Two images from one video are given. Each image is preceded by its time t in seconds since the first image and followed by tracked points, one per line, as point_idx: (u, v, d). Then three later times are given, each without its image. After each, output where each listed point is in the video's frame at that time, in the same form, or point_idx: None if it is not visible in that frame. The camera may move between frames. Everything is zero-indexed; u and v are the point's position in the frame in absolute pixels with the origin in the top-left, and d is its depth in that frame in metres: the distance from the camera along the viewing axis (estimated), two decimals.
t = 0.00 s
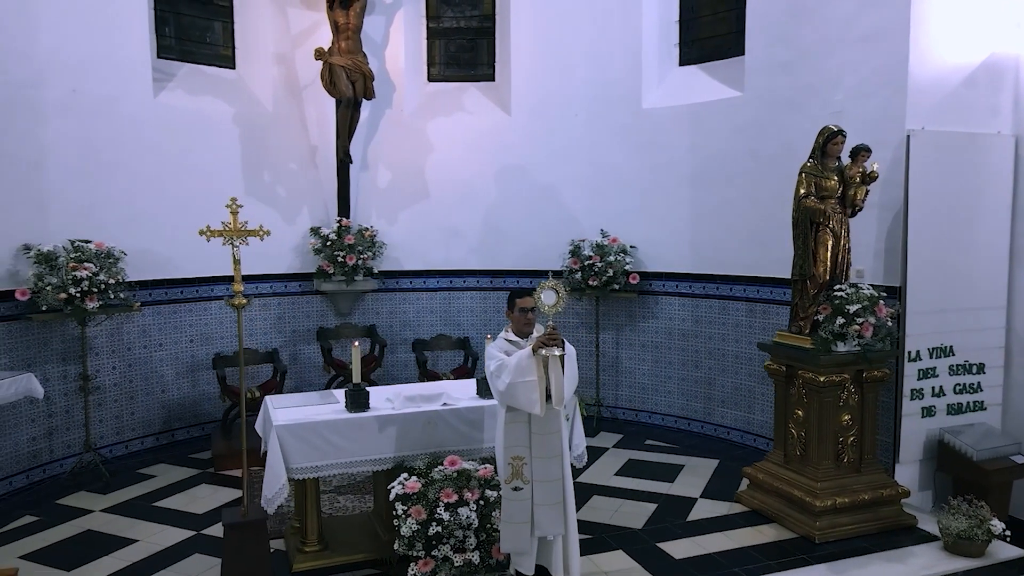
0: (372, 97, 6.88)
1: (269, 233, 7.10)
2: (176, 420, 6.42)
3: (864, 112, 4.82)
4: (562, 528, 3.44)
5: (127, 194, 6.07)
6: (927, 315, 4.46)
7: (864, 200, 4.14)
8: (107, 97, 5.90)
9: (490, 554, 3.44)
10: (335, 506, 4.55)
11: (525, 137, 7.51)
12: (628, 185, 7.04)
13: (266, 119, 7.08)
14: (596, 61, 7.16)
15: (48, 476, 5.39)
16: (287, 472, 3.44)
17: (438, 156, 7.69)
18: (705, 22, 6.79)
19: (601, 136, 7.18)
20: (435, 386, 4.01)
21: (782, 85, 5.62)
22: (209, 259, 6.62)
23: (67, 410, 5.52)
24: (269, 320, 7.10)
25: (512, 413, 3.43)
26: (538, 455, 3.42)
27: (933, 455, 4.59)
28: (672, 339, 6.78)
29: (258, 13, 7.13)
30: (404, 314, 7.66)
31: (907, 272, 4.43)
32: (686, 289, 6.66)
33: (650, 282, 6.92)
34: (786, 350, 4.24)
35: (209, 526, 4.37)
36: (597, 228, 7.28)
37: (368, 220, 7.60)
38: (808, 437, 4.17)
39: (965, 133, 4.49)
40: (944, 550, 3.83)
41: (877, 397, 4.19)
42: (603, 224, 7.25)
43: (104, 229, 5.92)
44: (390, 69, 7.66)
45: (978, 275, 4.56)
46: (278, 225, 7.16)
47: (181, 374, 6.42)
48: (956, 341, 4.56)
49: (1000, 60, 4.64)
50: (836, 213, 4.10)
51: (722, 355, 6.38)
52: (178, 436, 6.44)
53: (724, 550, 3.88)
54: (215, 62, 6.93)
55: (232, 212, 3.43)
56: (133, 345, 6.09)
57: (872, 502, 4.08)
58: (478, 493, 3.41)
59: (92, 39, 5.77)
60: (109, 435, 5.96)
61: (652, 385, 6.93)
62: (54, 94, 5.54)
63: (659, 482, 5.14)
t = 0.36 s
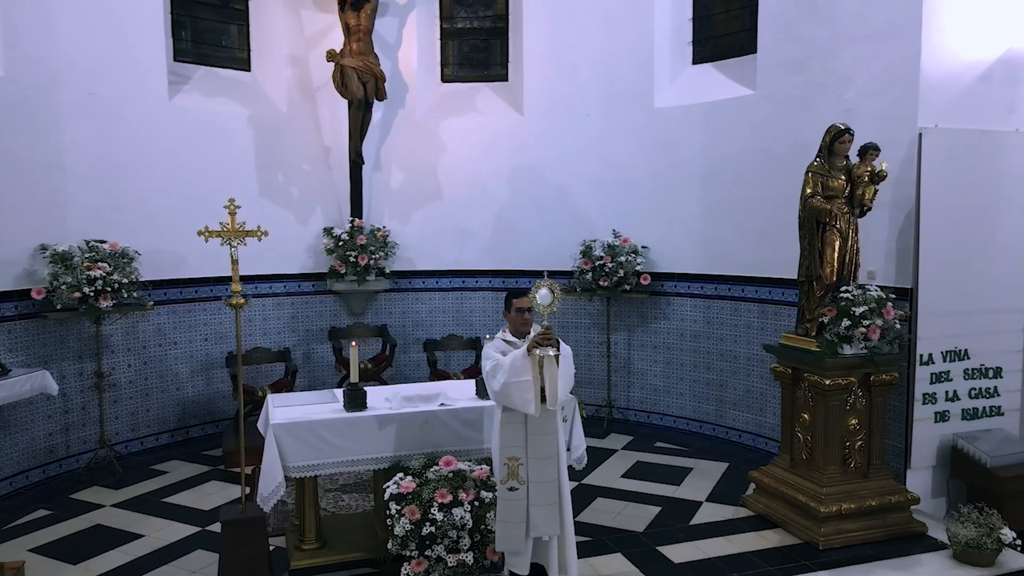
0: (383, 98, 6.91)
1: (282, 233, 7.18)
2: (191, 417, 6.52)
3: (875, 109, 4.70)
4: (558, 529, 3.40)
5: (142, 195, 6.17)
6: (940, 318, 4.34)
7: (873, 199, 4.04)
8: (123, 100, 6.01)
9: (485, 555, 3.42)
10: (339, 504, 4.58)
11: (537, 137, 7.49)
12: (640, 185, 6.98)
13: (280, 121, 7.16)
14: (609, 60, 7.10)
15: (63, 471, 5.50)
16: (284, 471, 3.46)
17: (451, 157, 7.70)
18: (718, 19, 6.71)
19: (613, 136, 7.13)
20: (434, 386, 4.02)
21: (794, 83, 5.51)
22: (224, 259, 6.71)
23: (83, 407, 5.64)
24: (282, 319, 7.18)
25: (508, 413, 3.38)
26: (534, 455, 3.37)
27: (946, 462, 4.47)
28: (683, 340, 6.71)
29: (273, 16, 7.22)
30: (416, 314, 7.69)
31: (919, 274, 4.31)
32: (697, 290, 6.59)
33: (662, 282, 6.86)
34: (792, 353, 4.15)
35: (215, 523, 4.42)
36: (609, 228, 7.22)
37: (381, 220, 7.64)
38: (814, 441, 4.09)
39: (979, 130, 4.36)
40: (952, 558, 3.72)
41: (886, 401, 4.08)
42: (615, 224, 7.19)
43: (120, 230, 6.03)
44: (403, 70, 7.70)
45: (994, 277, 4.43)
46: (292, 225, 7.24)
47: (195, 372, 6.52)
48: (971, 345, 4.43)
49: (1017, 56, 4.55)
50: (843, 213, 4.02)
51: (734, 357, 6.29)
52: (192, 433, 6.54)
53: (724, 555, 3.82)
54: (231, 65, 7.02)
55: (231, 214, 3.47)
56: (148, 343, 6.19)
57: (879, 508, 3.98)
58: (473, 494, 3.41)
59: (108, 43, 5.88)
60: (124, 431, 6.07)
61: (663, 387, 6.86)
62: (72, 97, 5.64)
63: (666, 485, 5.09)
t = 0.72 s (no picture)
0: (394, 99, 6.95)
1: (295, 233, 7.25)
2: (204, 415, 6.61)
3: (885, 107, 4.59)
4: (557, 529, 3.29)
5: (156, 196, 6.27)
6: (953, 321, 4.23)
7: (882, 200, 3.95)
8: (137, 102, 6.11)
9: (480, 557, 3.40)
10: (342, 503, 4.61)
11: (549, 137, 7.46)
12: (652, 185, 6.92)
13: (293, 122, 7.23)
14: (621, 59, 7.04)
15: (78, 467, 5.61)
16: (281, 470, 3.49)
17: (462, 157, 7.71)
18: (731, 17, 6.62)
19: (624, 136, 7.07)
20: (433, 386, 4.03)
21: (805, 82, 5.42)
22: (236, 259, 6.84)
23: (97, 404, 5.75)
24: (295, 319, 7.24)
25: (506, 413, 3.29)
26: (532, 457, 3.27)
27: (959, 468, 4.35)
28: (694, 341, 6.63)
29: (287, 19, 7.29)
30: (428, 314, 7.70)
31: (930, 276, 4.20)
32: (709, 291, 6.51)
33: (673, 283, 6.80)
34: (797, 355, 4.08)
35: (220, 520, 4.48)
36: (620, 229, 7.17)
37: (393, 221, 7.69)
38: (819, 445, 4.01)
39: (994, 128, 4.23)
40: (960, 567, 3.63)
41: (893, 405, 4.00)
42: (626, 225, 7.14)
43: (134, 231, 6.12)
44: (415, 71, 7.73)
45: (1009, 278, 4.30)
46: (304, 225, 7.31)
47: (209, 370, 6.61)
48: (985, 348, 4.30)
49: None
50: (849, 214, 3.94)
51: (745, 359, 6.20)
52: (205, 431, 6.62)
53: (724, 560, 3.77)
54: (245, 67, 7.10)
55: (229, 215, 3.52)
56: (162, 342, 6.29)
57: (886, 515, 3.90)
58: (468, 495, 3.40)
59: (123, 47, 5.99)
60: (138, 428, 6.17)
61: (675, 389, 6.79)
62: (88, 100, 5.75)
63: (672, 488, 5.03)
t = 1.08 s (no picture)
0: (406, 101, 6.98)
1: (309, 233, 7.32)
2: (218, 413, 6.71)
3: (897, 105, 4.47)
4: (553, 531, 3.19)
5: (172, 197, 6.38)
6: (966, 324, 4.10)
7: (891, 199, 3.85)
8: (154, 105, 6.23)
9: (473, 557, 3.39)
10: (346, 501, 4.64)
11: (561, 138, 7.42)
12: (665, 185, 6.85)
13: (307, 124, 7.31)
14: (633, 58, 6.98)
15: (94, 462, 5.74)
16: (279, 468, 3.52)
17: (475, 158, 7.71)
18: (745, 14, 6.52)
19: (637, 135, 7.01)
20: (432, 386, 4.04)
21: (818, 79, 5.29)
22: (249, 259, 6.97)
23: (112, 401, 5.87)
24: (309, 318, 7.32)
25: (502, 413, 3.20)
26: (529, 457, 3.17)
27: (973, 475, 4.22)
28: (706, 343, 6.55)
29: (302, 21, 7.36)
30: (441, 314, 7.72)
31: (942, 277, 4.09)
32: (721, 292, 6.42)
33: (685, 284, 6.73)
34: (802, 358, 4.01)
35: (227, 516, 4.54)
36: (633, 229, 7.12)
37: (406, 221, 7.72)
38: (824, 450, 3.92)
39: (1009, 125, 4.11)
40: None
41: (902, 409, 3.90)
42: (639, 225, 7.08)
43: (150, 231, 6.23)
44: (428, 72, 7.75)
45: None
46: (318, 226, 7.38)
47: (224, 368, 6.71)
48: (1001, 352, 4.17)
49: None
50: (856, 214, 3.85)
51: (757, 361, 6.11)
52: (220, 428, 6.72)
53: (724, 566, 3.71)
54: (261, 70, 7.19)
55: (228, 215, 3.57)
56: (177, 340, 6.39)
57: (893, 522, 3.81)
58: (463, 496, 3.40)
59: (139, 51, 6.10)
60: (153, 425, 6.27)
61: (687, 391, 6.71)
62: (104, 104, 5.87)
63: (678, 491, 4.97)
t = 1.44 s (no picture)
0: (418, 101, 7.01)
1: (322, 233, 7.39)
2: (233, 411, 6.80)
3: (908, 102, 4.36)
4: (547, 531, 3.15)
5: (187, 197, 6.50)
6: (979, 327, 3.98)
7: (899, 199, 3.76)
8: (169, 107, 6.34)
9: (467, 558, 3.39)
10: (350, 500, 4.67)
11: (573, 137, 7.38)
12: (677, 184, 6.78)
13: (321, 125, 7.39)
14: (646, 57, 6.92)
15: (110, 457, 5.86)
16: (277, 467, 3.56)
17: (488, 158, 7.71)
18: (759, 12, 6.42)
19: (650, 135, 6.95)
20: (432, 386, 4.04)
21: (830, 76, 5.17)
22: (264, 260, 7.06)
23: (128, 397, 5.99)
24: (323, 318, 7.39)
25: (496, 413, 3.14)
26: (523, 457, 3.13)
27: (986, 482, 4.09)
28: (718, 345, 6.46)
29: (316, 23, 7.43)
30: (453, 315, 7.73)
31: (954, 279, 3.97)
32: (733, 293, 6.33)
33: (698, 285, 6.66)
34: (807, 361, 3.94)
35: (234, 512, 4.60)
36: (645, 229, 7.06)
37: (419, 221, 7.76)
38: (828, 454, 3.84)
39: None
40: None
41: (910, 413, 3.80)
42: (651, 225, 7.01)
43: (166, 232, 6.34)
44: (441, 72, 7.77)
45: None
46: (332, 226, 7.45)
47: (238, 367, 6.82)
48: (1017, 356, 4.03)
49: None
50: (862, 214, 3.76)
51: (769, 363, 6.01)
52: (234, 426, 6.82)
53: (724, 571, 3.66)
54: (276, 72, 7.28)
55: (227, 217, 3.65)
56: (192, 339, 6.49)
57: (899, 529, 3.72)
58: (458, 496, 3.41)
59: (155, 55, 6.22)
60: (169, 422, 6.37)
61: (699, 393, 6.63)
62: (121, 106, 5.99)
63: (684, 494, 4.92)
